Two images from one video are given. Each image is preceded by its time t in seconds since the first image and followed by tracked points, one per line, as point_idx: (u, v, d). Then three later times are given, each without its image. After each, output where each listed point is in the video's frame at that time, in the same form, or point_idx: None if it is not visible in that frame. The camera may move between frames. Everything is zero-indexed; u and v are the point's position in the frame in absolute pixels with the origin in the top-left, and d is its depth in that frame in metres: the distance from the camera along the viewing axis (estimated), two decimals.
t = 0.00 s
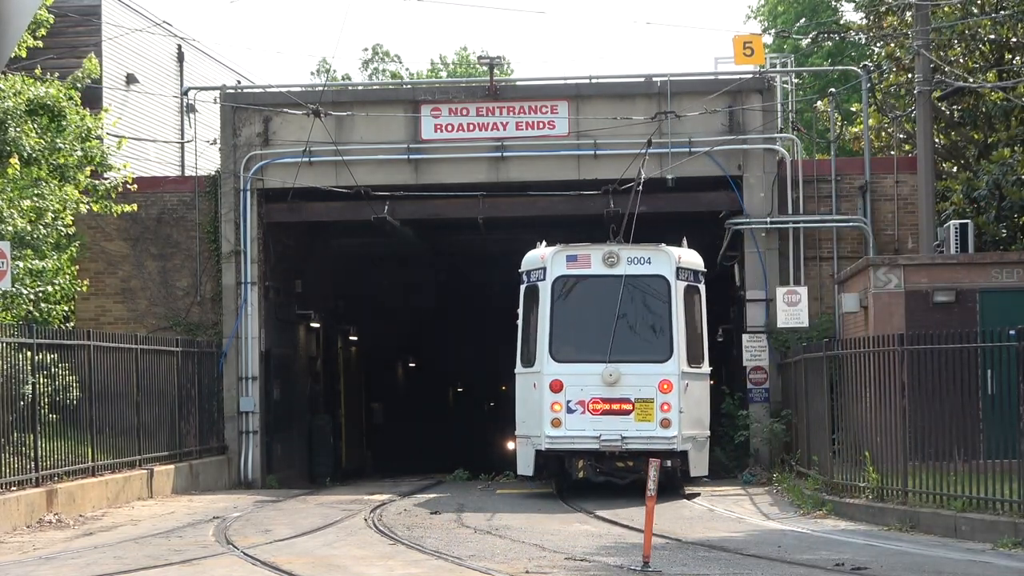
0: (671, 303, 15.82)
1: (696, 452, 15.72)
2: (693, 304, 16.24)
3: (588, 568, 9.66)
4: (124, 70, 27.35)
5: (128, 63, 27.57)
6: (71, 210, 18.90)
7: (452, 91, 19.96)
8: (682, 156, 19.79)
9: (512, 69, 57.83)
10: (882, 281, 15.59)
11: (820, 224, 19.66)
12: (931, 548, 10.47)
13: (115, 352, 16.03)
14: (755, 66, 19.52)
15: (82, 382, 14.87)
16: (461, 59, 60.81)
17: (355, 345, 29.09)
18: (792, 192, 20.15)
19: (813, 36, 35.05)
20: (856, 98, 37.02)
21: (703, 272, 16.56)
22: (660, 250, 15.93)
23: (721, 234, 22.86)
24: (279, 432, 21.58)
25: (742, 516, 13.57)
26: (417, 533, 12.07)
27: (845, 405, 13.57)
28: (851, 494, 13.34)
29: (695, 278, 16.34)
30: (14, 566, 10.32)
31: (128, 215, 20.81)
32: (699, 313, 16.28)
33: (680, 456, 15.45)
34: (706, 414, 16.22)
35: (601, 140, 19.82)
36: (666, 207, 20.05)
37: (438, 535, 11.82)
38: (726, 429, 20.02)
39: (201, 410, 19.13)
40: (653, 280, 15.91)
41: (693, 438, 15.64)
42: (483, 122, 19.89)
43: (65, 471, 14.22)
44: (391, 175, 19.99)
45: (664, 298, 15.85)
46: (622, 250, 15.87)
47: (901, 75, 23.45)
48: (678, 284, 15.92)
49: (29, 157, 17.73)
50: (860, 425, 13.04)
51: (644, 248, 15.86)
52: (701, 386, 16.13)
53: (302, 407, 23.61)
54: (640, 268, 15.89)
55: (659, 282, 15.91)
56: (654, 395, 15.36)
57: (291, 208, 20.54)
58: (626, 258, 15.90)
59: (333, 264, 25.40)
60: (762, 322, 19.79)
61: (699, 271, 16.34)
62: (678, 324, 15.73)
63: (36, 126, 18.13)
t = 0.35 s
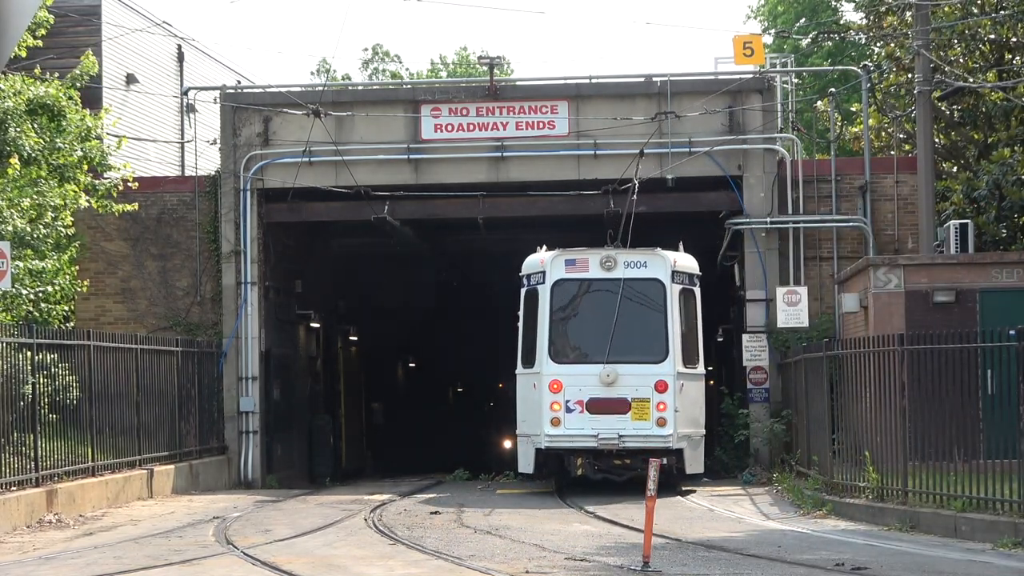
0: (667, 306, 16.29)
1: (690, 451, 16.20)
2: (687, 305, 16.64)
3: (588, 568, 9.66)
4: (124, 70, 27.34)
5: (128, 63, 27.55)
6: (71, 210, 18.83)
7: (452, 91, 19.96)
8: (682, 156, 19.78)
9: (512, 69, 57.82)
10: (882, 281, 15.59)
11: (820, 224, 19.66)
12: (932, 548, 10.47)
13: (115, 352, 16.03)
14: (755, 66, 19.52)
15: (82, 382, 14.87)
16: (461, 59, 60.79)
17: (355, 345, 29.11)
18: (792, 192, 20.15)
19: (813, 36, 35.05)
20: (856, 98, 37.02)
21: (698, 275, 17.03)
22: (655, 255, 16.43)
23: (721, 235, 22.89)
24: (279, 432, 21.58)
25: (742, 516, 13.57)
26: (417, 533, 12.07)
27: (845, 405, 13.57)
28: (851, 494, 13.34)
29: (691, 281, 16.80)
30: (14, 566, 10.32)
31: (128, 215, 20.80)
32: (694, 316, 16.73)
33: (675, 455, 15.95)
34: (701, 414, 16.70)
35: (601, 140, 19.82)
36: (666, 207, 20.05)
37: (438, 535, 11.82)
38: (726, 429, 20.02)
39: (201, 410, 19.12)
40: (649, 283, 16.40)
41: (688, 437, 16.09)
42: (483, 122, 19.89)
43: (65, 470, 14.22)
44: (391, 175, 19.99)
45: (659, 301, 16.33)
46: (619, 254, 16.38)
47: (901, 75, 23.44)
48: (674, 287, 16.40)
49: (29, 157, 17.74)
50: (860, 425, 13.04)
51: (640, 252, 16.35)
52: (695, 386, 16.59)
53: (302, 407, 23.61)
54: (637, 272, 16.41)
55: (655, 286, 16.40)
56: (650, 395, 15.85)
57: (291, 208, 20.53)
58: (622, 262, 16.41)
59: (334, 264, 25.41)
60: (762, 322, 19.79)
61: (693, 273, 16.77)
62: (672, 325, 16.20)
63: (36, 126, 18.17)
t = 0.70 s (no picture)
0: (665, 309, 16.56)
1: (687, 449, 16.50)
2: (683, 307, 16.92)
3: (588, 568, 9.66)
4: (124, 69, 27.34)
5: (128, 63, 27.56)
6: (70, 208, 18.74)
7: (452, 91, 19.96)
8: (682, 156, 19.78)
9: (512, 69, 57.85)
10: (882, 281, 15.59)
11: (820, 224, 19.66)
12: (932, 548, 10.47)
13: (115, 352, 16.04)
14: (755, 66, 19.52)
15: (82, 382, 14.87)
16: (461, 59, 60.81)
17: (355, 345, 29.10)
18: (792, 192, 20.16)
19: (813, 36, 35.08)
20: (856, 98, 37.02)
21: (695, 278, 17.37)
22: (653, 259, 16.72)
23: (721, 235, 22.90)
24: (279, 432, 21.57)
25: (742, 515, 13.57)
26: (417, 533, 12.07)
27: (845, 405, 13.57)
28: (851, 494, 13.34)
29: (687, 284, 17.11)
30: (14, 566, 10.31)
31: (128, 215, 20.80)
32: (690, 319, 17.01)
33: (673, 452, 16.23)
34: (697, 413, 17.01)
35: (601, 140, 19.82)
36: (666, 207, 20.05)
37: (438, 535, 11.82)
38: (726, 429, 20.03)
39: (201, 410, 19.12)
40: (647, 287, 16.68)
41: (684, 435, 16.38)
42: (483, 122, 19.89)
43: (65, 471, 14.21)
44: (391, 175, 19.99)
45: (657, 304, 16.59)
46: (617, 258, 16.65)
47: (901, 75, 23.45)
48: (671, 289, 16.70)
49: (29, 157, 17.95)
50: (860, 425, 13.04)
51: (639, 256, 16.63)
52: (692, 385, 16.87)
53: (302, 407, 23.60)
54: (635, 275, 16.68)
55: (652, 289, 16.67)
56: (648, 394, 16.09)
57: (291, 208, 20.54)
58: (621, 266, 16.68)
59: (334, 265, 25.42)
60: (762, 322, 19.80)
61: (690, 278, 17.14)
62: (670, 328, 16.46)
63: (36, 126, 18.28)
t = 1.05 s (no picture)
0: (661, 310, 17.18)
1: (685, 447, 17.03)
2: (679, 309, 17.53)
3: (588, 568, 9.66)
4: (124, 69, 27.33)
5: (128, 63, 27.55)
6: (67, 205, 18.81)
7: (452, 91, 19.96)
8: (682, 156, 19.78)
9: (512, 70, 57.86)
10: (882, 281, 15.59)
11: (820, 224, 19.66)
12: (932, 548, 10.48)
13: (115, 352, 16.03)
14: (755, 67, 19.52)
15: (82, 382, 14.87)
16: (461, 59, 60.80)
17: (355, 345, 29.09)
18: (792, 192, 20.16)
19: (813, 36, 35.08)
20: (856, 98, 37.03)
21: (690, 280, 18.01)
22: (650, 262, 17.32)
23: (722, 236, 22.90)
24: (279, 432, 21.57)
25: (742, 516, 13.57)
26: (417, 533, 12.07)
27: (845, 405, 13.56)
28: (851, 494, 13.34)
29: (683, 287, 17.74)
30: (14, 566, 10.31)
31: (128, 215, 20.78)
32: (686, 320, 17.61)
33: (670, 450, 16.78)
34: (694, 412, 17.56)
35: (601, 140, 19.82)
36: (666, 207, 20.05)
37: (438, 535, 11.82)
38: (726, 429, 20.05)
39: (201, 410, 19.12)
40: (644, 289, 17.30)
41: (682, 433, 16.92)
42: (483, 122, 19.89)
43: (65, 471, 14.22)
44: (391, 175, 19.99)
45: (654, 305, 17.21)
46: (616, 262, 17.25)
47: (901, 75, 23.45)
48: (668, 292, 17.30)
49: (29, 157, 17.80)
50: (860, 425, 13.04)
51: (636, 260, 17.23)
52: (689, 385, 17.41)
53: (302, 407, 23.59)
54: (633, 278, 17.29)
55: (650, 291, 17.29)
56: (646, 394, 16.70)
57: (291, 208, 20.53)
58: (619, 269, 17.30)
59: (334, 264, 25.43)
60: (762, 322, 19.81)
61: (686, 280, 17.79)
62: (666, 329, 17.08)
63: (36, 125, 18.22)
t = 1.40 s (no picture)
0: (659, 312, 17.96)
1: (684, 445, 17.62)
2: (677, 311, 18.29)
3: (588, 568, 9.66)
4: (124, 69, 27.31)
5: (128, 63, 27.53)
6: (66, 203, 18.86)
7: (452, 91, 19.97)
8: (682, 157, 19.79)
9: (512, 69, 57.82)
10: (882, 281, 15.64)
11: (820, 224, 19.66)
12: (932, 548, 10.48)
13: (115, 352, 16.03)
14: (755, 67, 19.51)
15: (82, 382, 14.87)
16: (461, 58, 60.79)
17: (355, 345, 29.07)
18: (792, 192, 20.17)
19: (814, 36, 35.07)
20: (856, 98, 37.03)
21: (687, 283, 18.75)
22: (650, 266, 18.08)
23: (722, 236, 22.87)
24: (279, 432, 21.56)
25: (742, 516, 13.57)
26: (417, 532, 12.07)
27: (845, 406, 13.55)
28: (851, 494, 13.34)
29: (680, 290, 18.48)
30: (14, 566, 10.30)
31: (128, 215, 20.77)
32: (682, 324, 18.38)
33: (669, 448, 17.41)
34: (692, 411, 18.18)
35: (601, 140, 19.82)
36: (666, 207, 20.04)
37: (438, 535, 11.83)
38: (727, 430, 20.05)
39: (201, 410, 19.12)
40: (643, 292, 18.08)
41: (680, 431, 17.57)
42: (483, 122, 19.89)
43: (65, 471, 14.21)
44: (391, 175, 19.99)
45: (652, 308, 17.99)
46: (615, 265, 18.03)
47: (901, 75, 23.45)
48: (665, 295, 18.08)
49: (29, 156, 17.83)
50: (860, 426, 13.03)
51: (635, 264, 18.00)
52: (686, 385, 18.09)
53: (302, 407, 23.58)
54: (633, 281, 18.05)
55: (648, 295, 18.08)
56: (645, 394, 17.42)
57: (291, 208, 20.53)
58: (619, 273, 18.06)
59: (333, 265, 25.43)
60: (762, 322, 19.82)
61: (683, 283, 18.54)
62: (664, 330, 17.85)
63: (35, 124, 18.16)
